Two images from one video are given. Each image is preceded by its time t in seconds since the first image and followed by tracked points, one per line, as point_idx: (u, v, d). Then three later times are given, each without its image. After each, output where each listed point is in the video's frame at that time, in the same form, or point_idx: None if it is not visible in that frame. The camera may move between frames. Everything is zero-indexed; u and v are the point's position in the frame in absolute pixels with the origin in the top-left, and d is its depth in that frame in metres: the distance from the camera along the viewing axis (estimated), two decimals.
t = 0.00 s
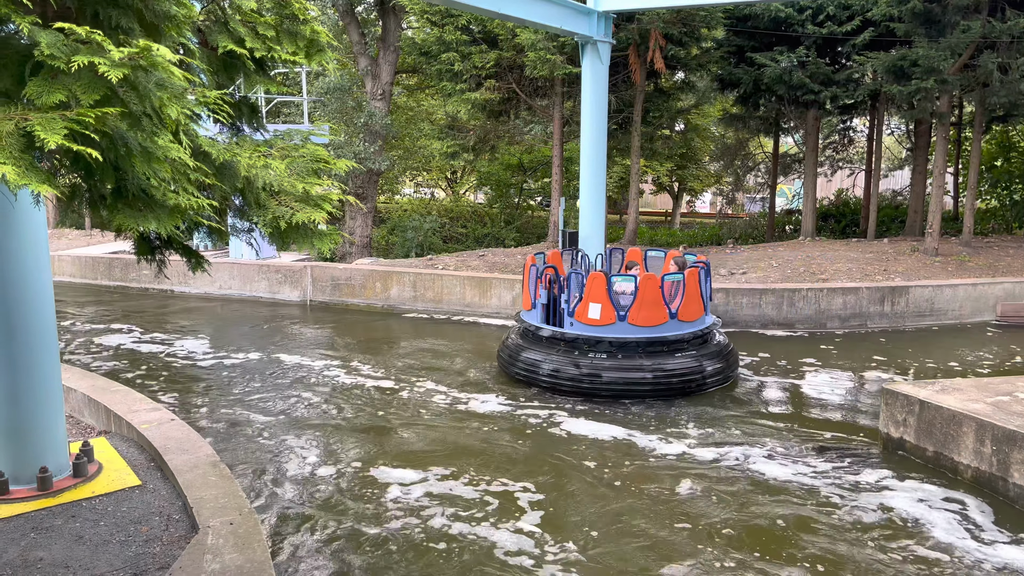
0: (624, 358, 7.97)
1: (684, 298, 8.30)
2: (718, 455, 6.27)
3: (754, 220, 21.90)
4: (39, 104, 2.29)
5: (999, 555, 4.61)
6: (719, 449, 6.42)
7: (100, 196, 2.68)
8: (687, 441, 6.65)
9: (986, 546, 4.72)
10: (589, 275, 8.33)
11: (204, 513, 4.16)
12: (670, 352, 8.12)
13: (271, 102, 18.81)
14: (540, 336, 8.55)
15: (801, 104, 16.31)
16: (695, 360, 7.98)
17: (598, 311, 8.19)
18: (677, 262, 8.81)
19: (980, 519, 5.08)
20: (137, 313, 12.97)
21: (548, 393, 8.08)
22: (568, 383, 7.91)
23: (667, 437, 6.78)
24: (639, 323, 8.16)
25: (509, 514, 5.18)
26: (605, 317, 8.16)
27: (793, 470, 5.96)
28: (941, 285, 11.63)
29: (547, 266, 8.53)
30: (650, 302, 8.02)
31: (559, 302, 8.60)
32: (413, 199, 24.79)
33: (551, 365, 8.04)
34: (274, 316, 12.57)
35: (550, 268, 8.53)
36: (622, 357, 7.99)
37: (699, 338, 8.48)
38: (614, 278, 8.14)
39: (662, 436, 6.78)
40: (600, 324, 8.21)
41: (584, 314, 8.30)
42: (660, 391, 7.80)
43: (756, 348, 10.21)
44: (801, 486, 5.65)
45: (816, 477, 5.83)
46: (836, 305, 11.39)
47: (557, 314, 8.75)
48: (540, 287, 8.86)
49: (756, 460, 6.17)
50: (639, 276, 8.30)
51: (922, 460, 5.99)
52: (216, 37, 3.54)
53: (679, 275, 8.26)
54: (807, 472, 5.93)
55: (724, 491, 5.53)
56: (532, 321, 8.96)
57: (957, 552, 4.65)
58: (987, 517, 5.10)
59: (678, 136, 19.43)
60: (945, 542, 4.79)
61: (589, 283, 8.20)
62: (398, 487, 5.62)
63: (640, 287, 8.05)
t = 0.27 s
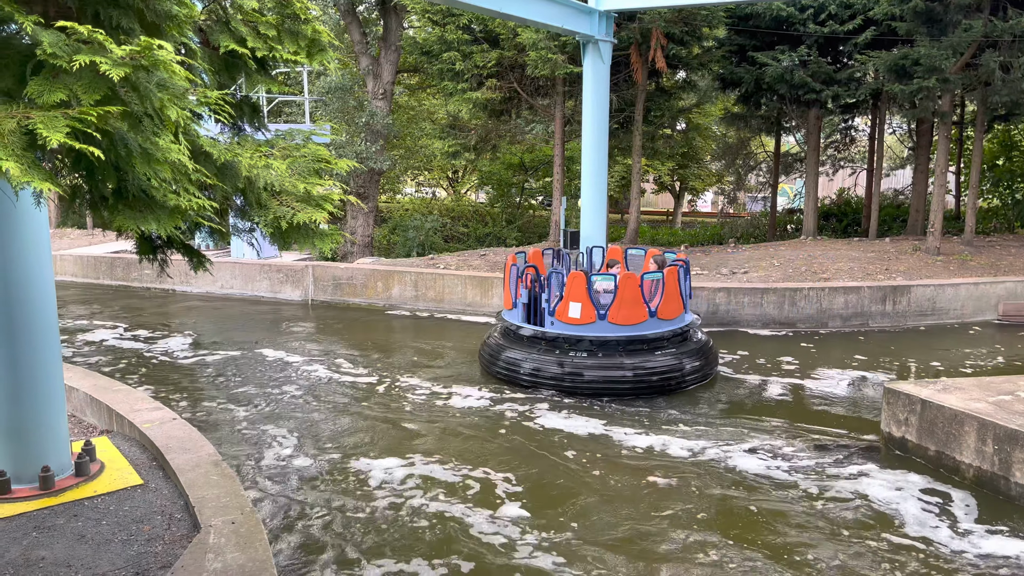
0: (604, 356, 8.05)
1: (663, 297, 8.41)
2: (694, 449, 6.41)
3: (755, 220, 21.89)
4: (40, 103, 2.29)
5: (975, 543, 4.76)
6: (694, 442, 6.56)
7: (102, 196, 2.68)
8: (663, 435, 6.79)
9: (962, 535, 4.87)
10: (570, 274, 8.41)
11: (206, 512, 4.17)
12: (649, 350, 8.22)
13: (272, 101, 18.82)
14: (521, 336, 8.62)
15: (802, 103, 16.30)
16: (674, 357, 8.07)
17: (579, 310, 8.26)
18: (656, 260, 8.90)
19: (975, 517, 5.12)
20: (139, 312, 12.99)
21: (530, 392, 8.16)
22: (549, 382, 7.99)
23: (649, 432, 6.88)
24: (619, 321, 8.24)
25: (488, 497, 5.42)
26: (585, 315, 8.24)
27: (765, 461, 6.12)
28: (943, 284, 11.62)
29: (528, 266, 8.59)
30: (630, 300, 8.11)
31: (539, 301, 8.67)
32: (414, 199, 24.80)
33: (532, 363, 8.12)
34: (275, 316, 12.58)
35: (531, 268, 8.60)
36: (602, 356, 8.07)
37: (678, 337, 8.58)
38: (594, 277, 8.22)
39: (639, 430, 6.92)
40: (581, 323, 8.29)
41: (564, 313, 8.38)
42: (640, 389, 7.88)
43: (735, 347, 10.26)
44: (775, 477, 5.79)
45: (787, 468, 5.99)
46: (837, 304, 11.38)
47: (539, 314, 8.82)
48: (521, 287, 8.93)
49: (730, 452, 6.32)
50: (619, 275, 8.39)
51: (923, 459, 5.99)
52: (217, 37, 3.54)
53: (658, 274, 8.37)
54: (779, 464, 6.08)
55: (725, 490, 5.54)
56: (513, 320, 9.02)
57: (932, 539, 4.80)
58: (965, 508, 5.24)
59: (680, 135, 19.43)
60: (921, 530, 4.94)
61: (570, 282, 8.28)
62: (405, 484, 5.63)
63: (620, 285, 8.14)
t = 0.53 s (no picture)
0: (585, 354, 8.11)
1: (642, 295, 8.50)
2: (668, 443, 6.55)
3: (757, 219, 21.88)
4: (43, 100, 2.29)
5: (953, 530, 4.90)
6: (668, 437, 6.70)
7: (104, 195, 2.68)
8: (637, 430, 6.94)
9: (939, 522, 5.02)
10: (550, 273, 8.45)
11: (208, 511, 4.17)
12: (629, 348, 8.29)
13: (274, 101, 18.84)
14: (502, 335, 8.68)
15: (804, 102, 16.29)
16: (654, 355, 8.16)
17: (559, 309, 8.31)
18: (633, 259, 8.96)
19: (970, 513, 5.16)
20: (142, 311, 13.02)
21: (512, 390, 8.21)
22: (531, 379, 8.05)
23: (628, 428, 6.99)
24: (599, 319, 8.30)
25: (469, 485, 5.65)
26: (566, 314, 8.29)
27: (735, 454, 6.27)
28: (945, 283, 11.61)
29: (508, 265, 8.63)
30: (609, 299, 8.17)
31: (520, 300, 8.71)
32: (416, 198, 24.82)
33: (514, 361, 8.18)
34: (277, 315, 12.60)
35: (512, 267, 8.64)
36: (582, 354, 8.13)
37: (659, 335, 8.66)
38: (574, 276, 8.27)
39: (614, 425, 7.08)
40: (561, 322, 8.34)
41: (545, 312, 8.43)
42: (620, 387, 7.95)
43: (715, 345, 10.33)
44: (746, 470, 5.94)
45: (756, 460, 6.15)
46: (839, 304, 11.37)
47: (519, 313, 8.87)
48: (502, 286, 8.97)
49: (701, 445, 6.47)
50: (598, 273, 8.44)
51: (924, 458, 5.98)
52: (219, 36, 3.54)
53: (637, 272, 8.44)
54: (749, 456, 6.24)
55: (726, 489, 5.54)
56: (494, 319, 9.07)
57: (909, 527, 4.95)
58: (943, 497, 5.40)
59: (681, 134, 19.43)
60: (898, 517, 5.10)
61: (550, 281, 8.32)
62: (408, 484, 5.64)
63: (600, 284, 8.19)
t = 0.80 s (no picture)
0: (564, 351, 8.14)
1: (621, 293, 8.60)
2: (640, 436, 6.71)
3: (758, 218, 21.87)
4: (45, 100, 2.29)
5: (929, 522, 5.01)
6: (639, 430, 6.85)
7: (106, 193, 2.68)
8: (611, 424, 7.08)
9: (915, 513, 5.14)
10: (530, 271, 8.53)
11: (209, 510, 4.18)
12: (609, 345, 8.34)
13: (275, 101, 18.84)
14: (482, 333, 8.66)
15: (805, 101, 16.27)
16: (634, 353, 8.20)
17: (539, 307, 8.39)
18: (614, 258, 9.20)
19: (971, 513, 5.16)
20: (144, 311, 13.02)
21: (492, 388, 8.18)
22: (511, 377, 8.04)
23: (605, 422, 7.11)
24: (579, 317, 8.38)
25: (457, 479, 5.76)
26: (546, 312, 8.37)
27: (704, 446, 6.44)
28: (947, 282, 11.60)
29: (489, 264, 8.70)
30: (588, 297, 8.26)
31: (501, 299, 8.78)
32: (417, 198, 24.82)
33: (494, 359, 8.16)
34: (278, 315, 12.61)
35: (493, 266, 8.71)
36: (562, 351, 8.16)
37: (638, 332, 8.71)
38: (553, 274, 8.36)
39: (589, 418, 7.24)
40: (541, 320, 8.41)
41: (525, 310, 8.50)
42: (599, 384, 7.98)
43: (694, 343, 10.40)
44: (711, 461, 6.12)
45: (722, 451, 6.32)
46: (840, 303, 11.37)
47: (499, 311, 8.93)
48: (483, 284, 9.04)
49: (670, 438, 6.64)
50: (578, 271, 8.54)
51: (926, 458, 5.98)
52: (220, 36, 3.54)
53: (616, 270, 8.54)
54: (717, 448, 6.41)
55: (727, 489, 5.54)
56: (475, 318, 9.13)
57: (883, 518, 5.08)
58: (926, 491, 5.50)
59: (682, 133, 19.42)
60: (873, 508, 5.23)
61: (530, 279, 8.41)
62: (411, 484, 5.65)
63: (579, 282, 8.29)
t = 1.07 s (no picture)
0: (544, 350, 8.20)
1: (601, 291, 8.62)
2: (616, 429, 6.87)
3: (759, 217, 21.86)
4: (46, 101, 2.30)
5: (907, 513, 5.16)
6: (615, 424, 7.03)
7: (107, 193, 2.68)
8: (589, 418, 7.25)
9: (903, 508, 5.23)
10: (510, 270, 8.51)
11: (210, 509, 4.18)
12: (588, 343, 8.41)
13: (276, 100, 18.85)
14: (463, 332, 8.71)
15: (806, 100, 16.25)
16: (613, 350, 8.28)
17: (519, 306, 8.39)
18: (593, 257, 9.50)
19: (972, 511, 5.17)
20: (146, 310, 13.03)
21: (473, 386, 8.28)
22: (491, 375, 8.14)
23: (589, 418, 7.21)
24: (559, 315, 8.40)
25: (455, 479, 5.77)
26: (526, 311, 8.37)
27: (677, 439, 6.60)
28: (948, 282, 11.58)
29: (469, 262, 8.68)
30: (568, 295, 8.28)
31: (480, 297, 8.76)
32: (418, 197, 24.83)
33: (474, 357, 8.27)
34: (279, 314, 12.62)
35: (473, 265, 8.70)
36: (542, 349, 8.22)
37: (618, 331, 8.75)
38: (533, 273, 8.34)
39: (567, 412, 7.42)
40: (521, 318, 8.41)
41: (505, 308, 8.50)
42: (579, 381, 8.06)
43: (675, 341, 10.46)
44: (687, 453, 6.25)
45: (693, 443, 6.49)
46: (841, 302, 11.36)
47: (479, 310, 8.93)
48: (462, 283, 9.02)
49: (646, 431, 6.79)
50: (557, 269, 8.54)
51: (927, 457, 5.98)
52: (221, 35, 3.54)
53: (596, 268, 8.56)
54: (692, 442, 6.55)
55: (726, 489, 5.54)
56: (455, 316, 9.11)
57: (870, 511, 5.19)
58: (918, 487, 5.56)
59: (683, 133, 19.42)
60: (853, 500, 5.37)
61: (510, 278, 8.40)
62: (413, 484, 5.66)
63: (559, 281, 8.31)
